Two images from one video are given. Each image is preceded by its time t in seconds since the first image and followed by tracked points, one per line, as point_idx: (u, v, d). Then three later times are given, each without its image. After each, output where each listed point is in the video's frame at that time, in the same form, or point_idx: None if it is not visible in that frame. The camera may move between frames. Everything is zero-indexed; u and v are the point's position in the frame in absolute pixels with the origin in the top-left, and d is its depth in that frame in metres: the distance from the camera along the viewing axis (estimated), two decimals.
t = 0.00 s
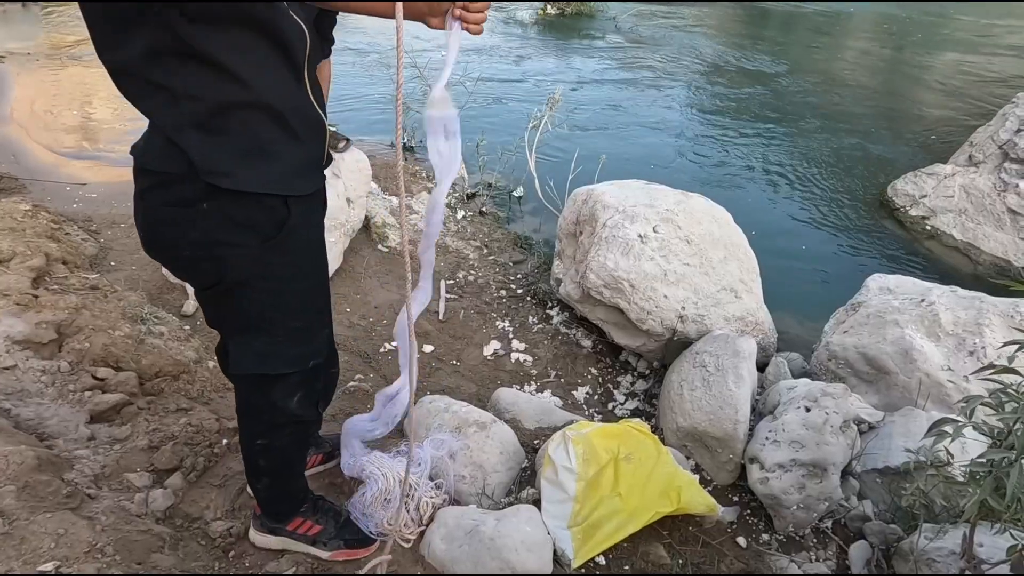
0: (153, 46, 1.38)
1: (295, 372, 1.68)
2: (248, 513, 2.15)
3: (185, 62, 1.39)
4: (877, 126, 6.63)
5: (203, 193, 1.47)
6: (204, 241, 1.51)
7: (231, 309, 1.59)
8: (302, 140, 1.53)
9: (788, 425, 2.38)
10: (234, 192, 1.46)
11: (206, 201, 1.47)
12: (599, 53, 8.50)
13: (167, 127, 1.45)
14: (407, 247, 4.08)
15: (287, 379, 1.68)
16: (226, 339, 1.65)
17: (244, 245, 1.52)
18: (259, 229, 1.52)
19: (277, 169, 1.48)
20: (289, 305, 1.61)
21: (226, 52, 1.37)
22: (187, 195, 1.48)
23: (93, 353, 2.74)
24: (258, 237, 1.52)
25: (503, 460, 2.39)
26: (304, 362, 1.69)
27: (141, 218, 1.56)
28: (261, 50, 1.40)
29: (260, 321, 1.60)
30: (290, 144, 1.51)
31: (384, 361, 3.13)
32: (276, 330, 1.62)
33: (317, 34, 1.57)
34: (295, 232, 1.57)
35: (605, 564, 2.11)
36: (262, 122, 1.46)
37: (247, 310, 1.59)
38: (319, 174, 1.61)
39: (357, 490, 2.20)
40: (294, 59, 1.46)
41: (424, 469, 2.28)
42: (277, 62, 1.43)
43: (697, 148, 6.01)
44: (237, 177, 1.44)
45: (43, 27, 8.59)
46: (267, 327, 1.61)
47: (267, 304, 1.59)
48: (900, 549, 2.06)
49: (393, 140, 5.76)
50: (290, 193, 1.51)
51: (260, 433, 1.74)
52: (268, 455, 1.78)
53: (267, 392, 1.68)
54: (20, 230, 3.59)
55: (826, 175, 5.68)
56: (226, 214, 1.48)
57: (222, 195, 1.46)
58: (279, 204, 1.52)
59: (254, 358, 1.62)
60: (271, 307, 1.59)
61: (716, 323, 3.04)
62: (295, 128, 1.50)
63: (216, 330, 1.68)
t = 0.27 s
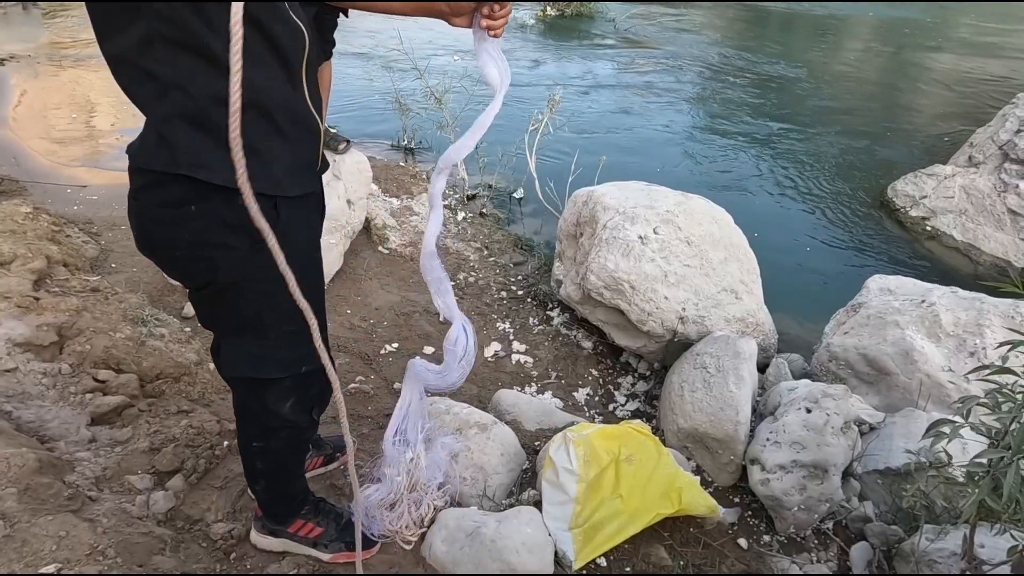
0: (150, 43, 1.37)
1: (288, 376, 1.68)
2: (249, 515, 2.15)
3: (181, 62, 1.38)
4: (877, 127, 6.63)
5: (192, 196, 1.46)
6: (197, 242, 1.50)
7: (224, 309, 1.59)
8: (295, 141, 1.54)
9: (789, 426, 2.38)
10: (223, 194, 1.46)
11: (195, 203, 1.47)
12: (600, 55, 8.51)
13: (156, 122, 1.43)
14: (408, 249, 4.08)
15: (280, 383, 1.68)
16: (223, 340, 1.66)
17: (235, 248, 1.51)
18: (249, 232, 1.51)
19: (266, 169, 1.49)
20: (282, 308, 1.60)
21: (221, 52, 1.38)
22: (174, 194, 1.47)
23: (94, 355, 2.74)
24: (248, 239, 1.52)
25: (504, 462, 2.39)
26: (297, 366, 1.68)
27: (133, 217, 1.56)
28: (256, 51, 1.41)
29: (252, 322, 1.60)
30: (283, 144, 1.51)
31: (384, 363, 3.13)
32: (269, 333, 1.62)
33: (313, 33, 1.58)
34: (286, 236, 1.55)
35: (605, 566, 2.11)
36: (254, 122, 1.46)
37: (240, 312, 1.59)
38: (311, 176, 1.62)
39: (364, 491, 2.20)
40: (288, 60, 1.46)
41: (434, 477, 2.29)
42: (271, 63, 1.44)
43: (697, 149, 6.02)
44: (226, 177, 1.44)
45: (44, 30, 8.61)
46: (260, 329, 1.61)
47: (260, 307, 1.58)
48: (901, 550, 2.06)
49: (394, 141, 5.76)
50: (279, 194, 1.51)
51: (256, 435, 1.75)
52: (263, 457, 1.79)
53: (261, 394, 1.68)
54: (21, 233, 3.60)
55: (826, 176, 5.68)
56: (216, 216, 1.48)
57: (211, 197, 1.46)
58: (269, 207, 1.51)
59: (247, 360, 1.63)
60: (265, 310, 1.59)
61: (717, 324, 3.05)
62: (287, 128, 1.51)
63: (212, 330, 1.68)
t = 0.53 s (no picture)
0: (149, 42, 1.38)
1: (283, 377, 1.68)
2: (249, 518, 2.15)
3: (180, 63, 1.39)
4: (877, 128, 6.63)
5: (187, 195, 1.46)
6: (191, 242, 1.50)
7: (219, 311, 1.58)
8: (289, 140, 1.54)
9: (790, 428, 2.39)
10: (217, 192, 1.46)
11: (189, 203, 1.46)
12: (600, 56, 8.51)
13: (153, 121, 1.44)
14: (408, 250, 4.08)
15: (275, 385, 1.69)
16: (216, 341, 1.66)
17: (228, 247, 1.51)
18: (242, 231, 1.51)
19: (261, 169, 1.48)
20: (278, 307, 1.61)
21: (221, 50, 1.39)
22: (170, 194, 1.46)
23: (95, 358, 2.75)
24: (241, 238, 1.51)
25: (505, 463, 2.39)
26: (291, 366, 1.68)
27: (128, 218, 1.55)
28: (252, 49, 1.43)
29: (246, 322, 1.60)
30: (278, 144, 1.51)
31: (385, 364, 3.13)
32: (265, 334, 1.62)
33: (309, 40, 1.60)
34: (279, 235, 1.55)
35: (605, 567, 2.11)
36: (250, 122, 1.46)
37: (233, 312, 1.58)
38: (306, 178, 1.61)
39: (361, 493, 2.20)
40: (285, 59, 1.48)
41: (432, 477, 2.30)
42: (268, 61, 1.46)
43: (697, 150, 6.02)
44: (220, 175, 1.44)
45: (44, 32, 8.62)
46: (255, 329, 1.61)
47: (256, 305, 1.58)
48: (902, 551, 2.06)
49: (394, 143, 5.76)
50: (273, 192, 1.50)
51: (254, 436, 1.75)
52: (262, 458, 1.79)
53: (256, 394, 1.69)
54: (22, 235, 3.60)
55: (826, 177, 5.68)
56: (209, 215, 1.47)
57: (204, 195, 1.46)
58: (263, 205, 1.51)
59: (241, 360, 1.63)
60: (261, 310, 1.59)
61: (717, 325, 3.05)
62: (282, 128, 1.51)
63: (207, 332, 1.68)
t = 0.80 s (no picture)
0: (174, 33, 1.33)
1: (298, 364, 1.66)
2: (251, 518, 2.15)
3: (221, 55, 1.36)
4: (877, 128, 6.63)
5: (214, 187, 1.43)
6: (210, 236, 1.47)
7: (230, 303, 1.56)
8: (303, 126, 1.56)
9: (791, 427, 2.38)
10: (247, 181, 1.45)
11: (216, 194, 1.43)
12: (600, 57, 8.52)
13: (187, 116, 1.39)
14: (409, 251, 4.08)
15: (289, 373, 1.66)
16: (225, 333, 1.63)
17: (250, 235, 1.49)
18: (266, 218, 1.50)
19: (288, 157, 1.51)
20: (287, 298, 1.59)
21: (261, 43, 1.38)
22: (202, 187, 1.42)
23: (96, 359, 2.75)
24: (265, 226, 1.51)
25: (507, 463, 2.39)
26: (307, 353, 1.66)
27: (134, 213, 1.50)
28: (282, 34, 1.42)
29: (262, 311, 1.57)
30: (297, 133, 1.54)
31: (386, 365, 3.13)
32: (276, 325, 1.60)
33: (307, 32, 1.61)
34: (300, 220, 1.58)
35: (609, 566, 2.10)
36: (275, 109, 1.47)
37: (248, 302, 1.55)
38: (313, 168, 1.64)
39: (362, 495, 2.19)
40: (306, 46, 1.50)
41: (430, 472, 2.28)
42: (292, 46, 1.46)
43: (697, 150, 6.02)
44: (259, 164, 1.45)
45: (45, 34, 8.64)
46: (266, 320, 1.58)
47: (267, 296, 1.56)
48: (904, 550, 2.06)
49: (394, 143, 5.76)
50: (297, 179, 1.53)
51: (261, 431, 1.72)
52: (267, 453, 1.76)
53: (270, 385, 1.65)
54: (23, 236, 3.60)
55: (826, 177, 5.68)
56: (236, 205, 1.46)
57: (234, 182, 1.44)
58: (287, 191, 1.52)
59: (257, 351, 1.59)
60: (272, 299, 1.57)
61: (719, 325, 3.05)
62: (299, 114, 1.53)
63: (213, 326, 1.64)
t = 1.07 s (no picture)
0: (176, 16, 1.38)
1: (305, 359, 1.67)
2: (252, 519, 2.15)
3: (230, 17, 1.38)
4: (878, 128, 6.64)
5: (216, 181, 1.44)
6: (214, 230, 1.47)
7: (234, 301, 1.57)
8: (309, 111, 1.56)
9: (792, 428, 2.38)
10: (248, 174, 1.46)
11: (219, 189, 1.44)
12: (599, 57, 8.52)
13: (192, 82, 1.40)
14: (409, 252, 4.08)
15: (295, 368, 1.67)
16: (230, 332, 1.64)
17: (254, 231, 1.50)
18: (269, 214, 1.52)
19: (289, 136, 1.50)
20: (292, 293, 1.60)
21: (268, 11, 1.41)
22: (204, 167, 1.42)
23: (97, 361, 2.75)
24: (269, 222, 1.52)
25: (508, 464, 2.39)
26: (313, 348, 1.67)
27: (140, 212, 1.52)
28: (285, 9, 1.42)
29: (268, 308, 1.58)
30: (299, 117, 1.54)
31: (387, 366, 3.13)
32: (282, 321, 1.61)
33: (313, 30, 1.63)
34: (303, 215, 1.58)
35: (610, 567, 2.10)
36: (279, 90, 1.47)
37: (253, 299, 1.56)
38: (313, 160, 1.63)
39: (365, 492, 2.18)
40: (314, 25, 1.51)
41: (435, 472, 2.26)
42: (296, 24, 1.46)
43: (697, 151, 6.02)
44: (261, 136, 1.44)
45: (45, 35, 8.64)
46: (271, 317, 1.60)
47: (274, 290, 1.57)
48: (906, 550, 2.05)
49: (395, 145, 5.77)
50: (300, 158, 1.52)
51: (270, 428, 1.73)
52: (276, 451, 1.77)
53: (278, 381, 1.66)
54: (23, 238, 3.60)
55: (827, 177, 5.68)
56: (238, 200, 1.47)
57: (236, 172, 1.44)
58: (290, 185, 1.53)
59: (265, 348, 1.61)
60: (278, 294, 1.58)
61: (719, 325, 3.05)
62: (303, 98, 1.53)
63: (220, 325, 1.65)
